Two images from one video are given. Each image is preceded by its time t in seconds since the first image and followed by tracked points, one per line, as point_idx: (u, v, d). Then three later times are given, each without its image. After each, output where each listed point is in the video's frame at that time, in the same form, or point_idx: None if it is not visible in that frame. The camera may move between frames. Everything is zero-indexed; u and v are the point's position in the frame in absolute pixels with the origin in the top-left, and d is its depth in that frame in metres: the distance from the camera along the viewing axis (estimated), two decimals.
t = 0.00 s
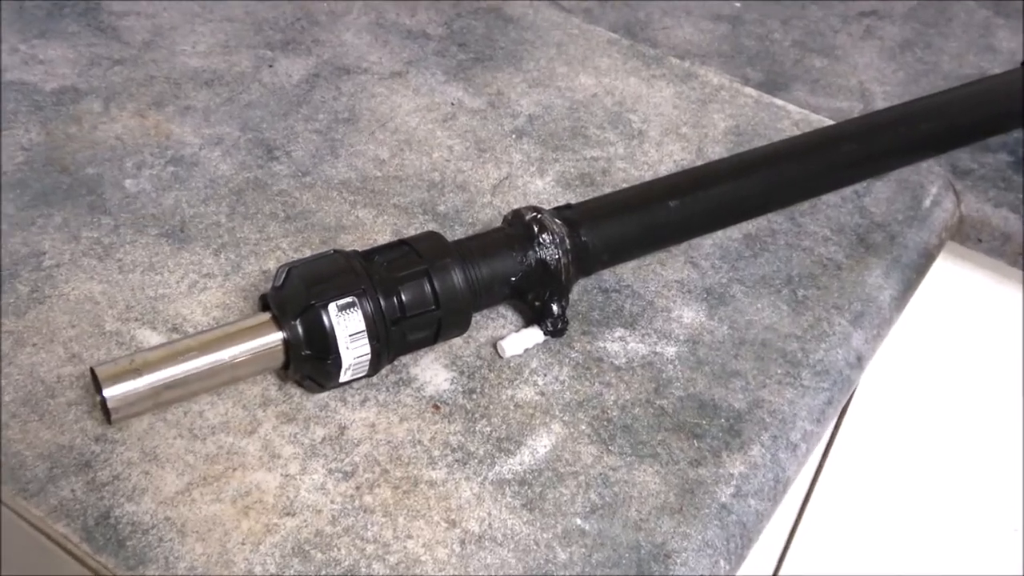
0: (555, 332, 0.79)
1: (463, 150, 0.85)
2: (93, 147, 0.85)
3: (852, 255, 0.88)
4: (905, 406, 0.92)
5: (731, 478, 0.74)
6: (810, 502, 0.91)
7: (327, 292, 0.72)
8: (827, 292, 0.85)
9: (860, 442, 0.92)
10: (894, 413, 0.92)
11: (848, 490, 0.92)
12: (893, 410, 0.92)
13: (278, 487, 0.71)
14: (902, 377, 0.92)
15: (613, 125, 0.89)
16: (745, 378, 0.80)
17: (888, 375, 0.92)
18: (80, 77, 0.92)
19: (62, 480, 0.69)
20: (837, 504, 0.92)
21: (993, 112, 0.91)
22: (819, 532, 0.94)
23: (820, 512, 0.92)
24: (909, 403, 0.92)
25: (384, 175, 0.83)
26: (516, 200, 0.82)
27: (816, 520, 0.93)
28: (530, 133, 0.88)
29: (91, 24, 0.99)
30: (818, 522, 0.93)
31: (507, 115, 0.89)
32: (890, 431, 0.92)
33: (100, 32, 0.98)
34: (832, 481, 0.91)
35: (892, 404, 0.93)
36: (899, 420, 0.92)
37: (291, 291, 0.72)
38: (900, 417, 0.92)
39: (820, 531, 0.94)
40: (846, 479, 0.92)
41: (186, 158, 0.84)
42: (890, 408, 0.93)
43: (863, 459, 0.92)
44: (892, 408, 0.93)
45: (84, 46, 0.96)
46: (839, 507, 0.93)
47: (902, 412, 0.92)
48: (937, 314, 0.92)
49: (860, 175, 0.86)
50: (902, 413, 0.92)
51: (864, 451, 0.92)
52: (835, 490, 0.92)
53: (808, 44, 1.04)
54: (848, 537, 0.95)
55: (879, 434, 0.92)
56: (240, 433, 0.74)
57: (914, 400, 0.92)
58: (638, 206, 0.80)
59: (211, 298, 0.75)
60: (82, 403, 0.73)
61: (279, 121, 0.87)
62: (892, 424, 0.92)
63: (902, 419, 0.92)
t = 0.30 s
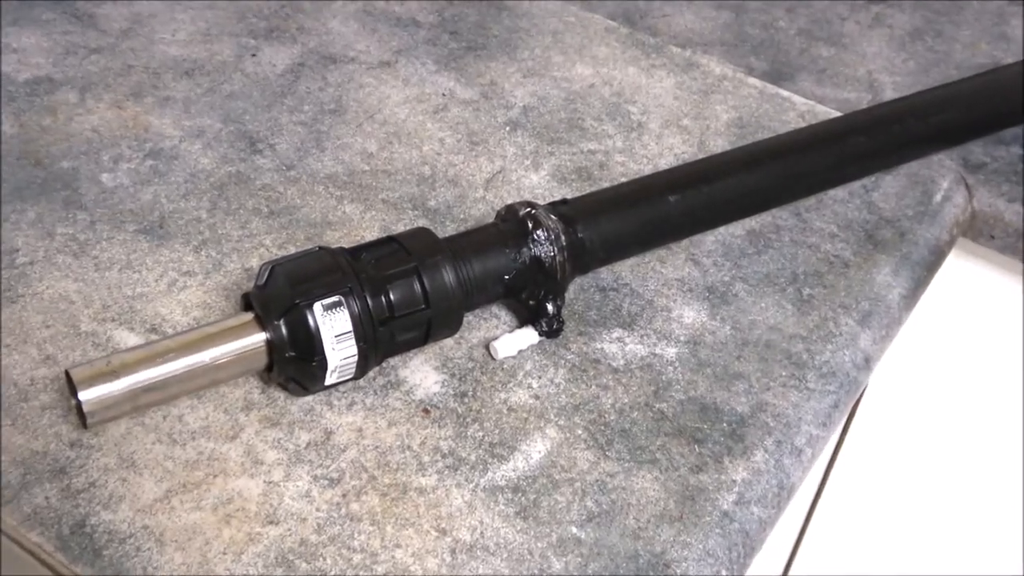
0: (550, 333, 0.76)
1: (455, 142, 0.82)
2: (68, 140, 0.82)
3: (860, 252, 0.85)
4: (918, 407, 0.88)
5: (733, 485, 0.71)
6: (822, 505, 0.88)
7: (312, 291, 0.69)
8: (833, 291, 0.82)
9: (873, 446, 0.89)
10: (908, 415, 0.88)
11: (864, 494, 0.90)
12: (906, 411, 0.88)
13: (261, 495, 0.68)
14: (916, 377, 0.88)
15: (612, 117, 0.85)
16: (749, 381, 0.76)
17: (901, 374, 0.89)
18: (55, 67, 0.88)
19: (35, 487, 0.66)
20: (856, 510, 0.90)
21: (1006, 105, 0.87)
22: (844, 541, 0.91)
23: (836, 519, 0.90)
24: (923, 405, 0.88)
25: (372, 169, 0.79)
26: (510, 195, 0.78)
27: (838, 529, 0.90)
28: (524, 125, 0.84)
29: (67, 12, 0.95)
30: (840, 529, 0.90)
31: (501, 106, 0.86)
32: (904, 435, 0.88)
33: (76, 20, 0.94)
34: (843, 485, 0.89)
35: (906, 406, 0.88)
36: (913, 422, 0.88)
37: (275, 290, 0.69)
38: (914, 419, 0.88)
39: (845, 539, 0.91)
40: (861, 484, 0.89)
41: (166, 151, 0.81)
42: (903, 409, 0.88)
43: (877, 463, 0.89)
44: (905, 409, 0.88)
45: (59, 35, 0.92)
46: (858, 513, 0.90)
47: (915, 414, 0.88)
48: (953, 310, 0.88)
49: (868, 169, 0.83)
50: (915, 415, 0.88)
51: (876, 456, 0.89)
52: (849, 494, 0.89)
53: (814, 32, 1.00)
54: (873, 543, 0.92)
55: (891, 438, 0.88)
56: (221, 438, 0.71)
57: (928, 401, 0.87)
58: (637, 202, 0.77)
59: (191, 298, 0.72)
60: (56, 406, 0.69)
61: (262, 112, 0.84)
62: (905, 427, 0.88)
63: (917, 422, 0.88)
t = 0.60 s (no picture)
0: (543, 337, 0.73)
1: (444, 139, 0.79)
2: (40, 137, 0.78)
3: (866, 253, 0.81)
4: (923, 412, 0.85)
5: (733, 495, 0.68)
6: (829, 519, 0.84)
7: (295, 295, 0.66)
8: (838, 293, 0.79)
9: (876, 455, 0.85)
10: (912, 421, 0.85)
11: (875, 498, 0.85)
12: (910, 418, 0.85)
13: (242, 507, 0.65)
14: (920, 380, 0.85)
15: (608, 113, 0.82)
16: (749, 387, 0.73)
17: (907, 378, 0.85)
18: (26, 60, 0.85)
19: (6, 499, 0.63)
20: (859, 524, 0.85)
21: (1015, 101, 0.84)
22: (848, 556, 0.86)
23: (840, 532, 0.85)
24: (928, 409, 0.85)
25: (358, 167, 0.76)
26: (501, 194, 0.75)
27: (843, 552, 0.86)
28: (517, 121, 0.81)
29: (40, 3, 0.91)
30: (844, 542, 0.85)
31: (492, 102, 0.83)
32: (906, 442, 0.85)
33: (49, 11, 0.90)
34: (849, 497, 0.84)
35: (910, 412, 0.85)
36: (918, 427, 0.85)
37: (256, 294, 0.66)
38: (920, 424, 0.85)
39: (854, 567, 0.87)
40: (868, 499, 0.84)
41: (142, 148, 0.77)
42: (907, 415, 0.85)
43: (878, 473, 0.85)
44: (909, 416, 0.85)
45: (31, 26, 0.88)
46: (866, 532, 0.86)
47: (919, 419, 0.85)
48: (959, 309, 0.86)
49: (875, 167, 0.80)
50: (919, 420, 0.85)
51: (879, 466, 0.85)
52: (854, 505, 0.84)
53: (819, 25, 0.97)
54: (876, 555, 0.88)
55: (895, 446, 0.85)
56: (200, 447, 0.68)
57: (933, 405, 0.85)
58: (633, 201, 0.74)
59: (169, 301, 0.69)
60: (28, 415, 0.68)
61: (243, 107, 0.81)
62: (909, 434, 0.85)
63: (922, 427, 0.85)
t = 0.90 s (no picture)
0: (533, 341, 0.70)
1: (432, 135, 0.76)
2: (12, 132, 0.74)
3: (870, 253, 0.78)
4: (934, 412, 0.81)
5: (730, 504, 0.65)
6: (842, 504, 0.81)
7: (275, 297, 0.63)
8: (840, 295, 0.75)
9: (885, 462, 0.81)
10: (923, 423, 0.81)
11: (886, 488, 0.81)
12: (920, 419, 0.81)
13: (220, 517, 0.63)
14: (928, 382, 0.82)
15: (602, 108, 0.79)
16: (748, 393, 0.71)
17: (913, 381, 0.83)
18: None
19: None
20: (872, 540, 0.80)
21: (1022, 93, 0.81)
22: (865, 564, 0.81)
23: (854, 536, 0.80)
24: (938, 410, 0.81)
25: (342, 165, 0.73)
26: (491, 191, 0.73)
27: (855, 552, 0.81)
28: (508, 116, 0.78)
29: None
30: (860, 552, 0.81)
31: (482, 96, 0.80)
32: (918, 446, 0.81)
33: (22, 3, 0.87)
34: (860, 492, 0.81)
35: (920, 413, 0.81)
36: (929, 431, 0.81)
37: (234, 296, 0.64)
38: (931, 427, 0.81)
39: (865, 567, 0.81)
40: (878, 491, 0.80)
41: (118, 145, 0.74)
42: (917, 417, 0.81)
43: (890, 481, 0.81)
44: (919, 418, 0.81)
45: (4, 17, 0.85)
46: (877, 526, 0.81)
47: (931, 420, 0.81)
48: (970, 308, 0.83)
49: (880, 163, 0.77)
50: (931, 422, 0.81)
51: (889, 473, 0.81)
52: (863, 517, 0.81)
53: (822, 16, 0.94)
54: None
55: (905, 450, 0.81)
56: (177, 455, 0.65)
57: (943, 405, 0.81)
58: (628, 199, 0.71)
59: (145, 303, 0.66)
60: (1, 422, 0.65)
61: (223, 102, 0.78)
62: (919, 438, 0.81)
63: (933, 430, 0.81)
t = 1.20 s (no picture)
0: (518, 350, 0.68)
1: (414, 137, 0.74)
2: None
3: (866, 256, 0.76)
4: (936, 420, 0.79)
5: (721, 516, 0.63)
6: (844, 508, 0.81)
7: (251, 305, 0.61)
8: (835, 300, 0.73)
9: (886, 471, 0.80)
10: (923, 431, 0.79)
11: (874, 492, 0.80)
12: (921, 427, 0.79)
13: (194, 532, 0.61)
14: (930, 388, 0.80)
15: (590, 107, 0.77)
16: (740, 401, 0.69)
17: (916, 387, 0.80)
18: None
19: None
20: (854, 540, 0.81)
21: None
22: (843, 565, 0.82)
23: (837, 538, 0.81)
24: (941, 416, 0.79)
25: (320, 167, 0.71)
26: (475, 194, 0.70)
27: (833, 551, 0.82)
28: (493, 116, 0.76)
29: None
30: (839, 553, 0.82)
31: (466, 95, 0.78)
32: (919, 454, 0.79)
33: None
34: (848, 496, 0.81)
35: (921, 421, 0.79)
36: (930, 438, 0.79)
37: (208, 304, 0.61)
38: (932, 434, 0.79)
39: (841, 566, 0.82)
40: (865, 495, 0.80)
41: (89, 147, 0.72)
42: (918, 425, 0.79)
43: (891, 487, 0.81)
44: (920, 426, 0.79)
45: None
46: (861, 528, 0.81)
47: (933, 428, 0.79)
48: (978, 313, 0.79)
49: (877, 163, 0.75)
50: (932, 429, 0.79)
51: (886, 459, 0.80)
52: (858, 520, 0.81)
53: (818, 11, 0.91)
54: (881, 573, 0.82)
55: (906, 458, 0.80)
56: (150, 468, 0.64)
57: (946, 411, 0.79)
58: (616, 201, 0.69)
59: (117, 311, 0.64)
60: None
61: (198, 103, 0.76)
62: (920, 445, 0.79)
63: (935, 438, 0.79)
